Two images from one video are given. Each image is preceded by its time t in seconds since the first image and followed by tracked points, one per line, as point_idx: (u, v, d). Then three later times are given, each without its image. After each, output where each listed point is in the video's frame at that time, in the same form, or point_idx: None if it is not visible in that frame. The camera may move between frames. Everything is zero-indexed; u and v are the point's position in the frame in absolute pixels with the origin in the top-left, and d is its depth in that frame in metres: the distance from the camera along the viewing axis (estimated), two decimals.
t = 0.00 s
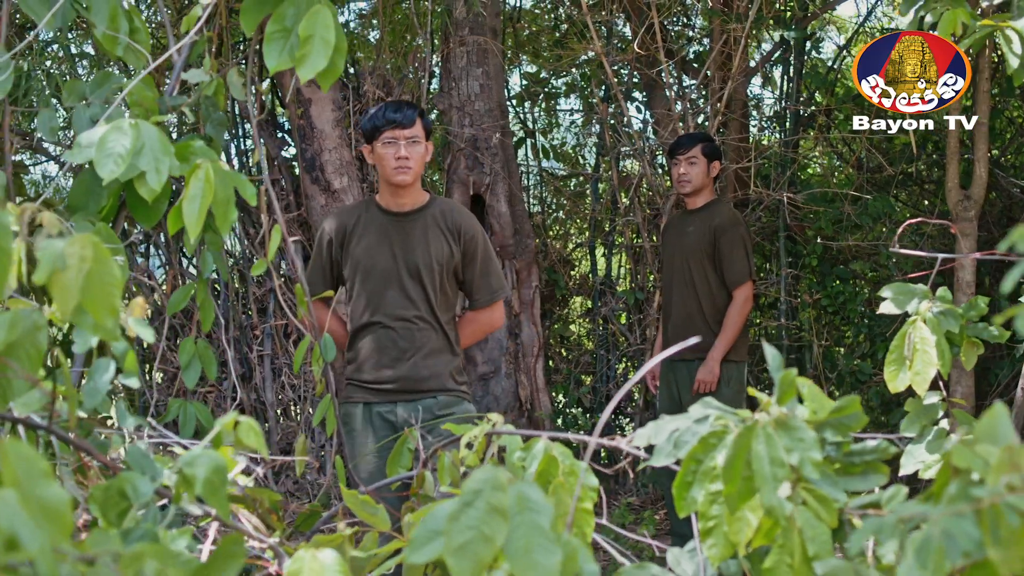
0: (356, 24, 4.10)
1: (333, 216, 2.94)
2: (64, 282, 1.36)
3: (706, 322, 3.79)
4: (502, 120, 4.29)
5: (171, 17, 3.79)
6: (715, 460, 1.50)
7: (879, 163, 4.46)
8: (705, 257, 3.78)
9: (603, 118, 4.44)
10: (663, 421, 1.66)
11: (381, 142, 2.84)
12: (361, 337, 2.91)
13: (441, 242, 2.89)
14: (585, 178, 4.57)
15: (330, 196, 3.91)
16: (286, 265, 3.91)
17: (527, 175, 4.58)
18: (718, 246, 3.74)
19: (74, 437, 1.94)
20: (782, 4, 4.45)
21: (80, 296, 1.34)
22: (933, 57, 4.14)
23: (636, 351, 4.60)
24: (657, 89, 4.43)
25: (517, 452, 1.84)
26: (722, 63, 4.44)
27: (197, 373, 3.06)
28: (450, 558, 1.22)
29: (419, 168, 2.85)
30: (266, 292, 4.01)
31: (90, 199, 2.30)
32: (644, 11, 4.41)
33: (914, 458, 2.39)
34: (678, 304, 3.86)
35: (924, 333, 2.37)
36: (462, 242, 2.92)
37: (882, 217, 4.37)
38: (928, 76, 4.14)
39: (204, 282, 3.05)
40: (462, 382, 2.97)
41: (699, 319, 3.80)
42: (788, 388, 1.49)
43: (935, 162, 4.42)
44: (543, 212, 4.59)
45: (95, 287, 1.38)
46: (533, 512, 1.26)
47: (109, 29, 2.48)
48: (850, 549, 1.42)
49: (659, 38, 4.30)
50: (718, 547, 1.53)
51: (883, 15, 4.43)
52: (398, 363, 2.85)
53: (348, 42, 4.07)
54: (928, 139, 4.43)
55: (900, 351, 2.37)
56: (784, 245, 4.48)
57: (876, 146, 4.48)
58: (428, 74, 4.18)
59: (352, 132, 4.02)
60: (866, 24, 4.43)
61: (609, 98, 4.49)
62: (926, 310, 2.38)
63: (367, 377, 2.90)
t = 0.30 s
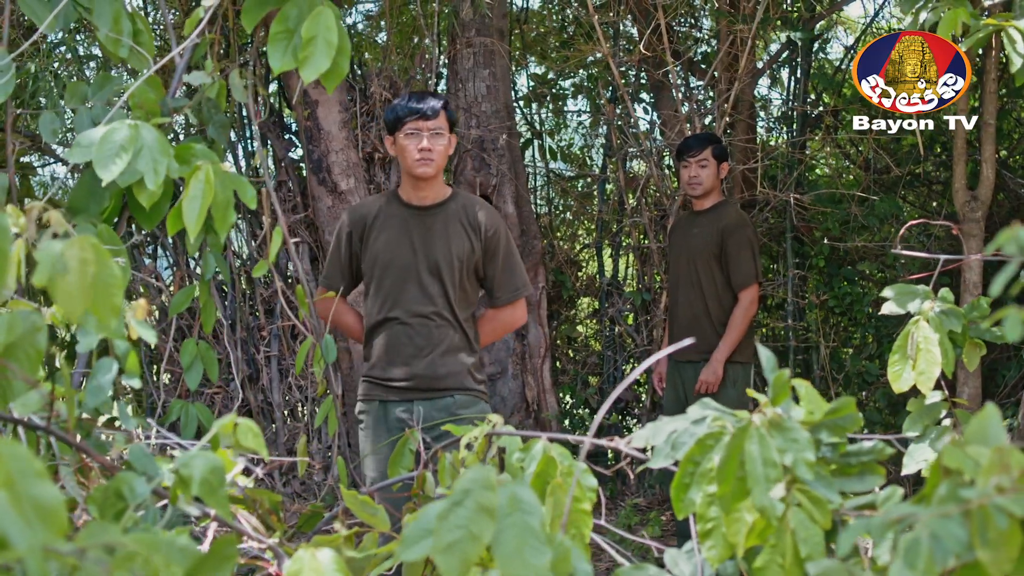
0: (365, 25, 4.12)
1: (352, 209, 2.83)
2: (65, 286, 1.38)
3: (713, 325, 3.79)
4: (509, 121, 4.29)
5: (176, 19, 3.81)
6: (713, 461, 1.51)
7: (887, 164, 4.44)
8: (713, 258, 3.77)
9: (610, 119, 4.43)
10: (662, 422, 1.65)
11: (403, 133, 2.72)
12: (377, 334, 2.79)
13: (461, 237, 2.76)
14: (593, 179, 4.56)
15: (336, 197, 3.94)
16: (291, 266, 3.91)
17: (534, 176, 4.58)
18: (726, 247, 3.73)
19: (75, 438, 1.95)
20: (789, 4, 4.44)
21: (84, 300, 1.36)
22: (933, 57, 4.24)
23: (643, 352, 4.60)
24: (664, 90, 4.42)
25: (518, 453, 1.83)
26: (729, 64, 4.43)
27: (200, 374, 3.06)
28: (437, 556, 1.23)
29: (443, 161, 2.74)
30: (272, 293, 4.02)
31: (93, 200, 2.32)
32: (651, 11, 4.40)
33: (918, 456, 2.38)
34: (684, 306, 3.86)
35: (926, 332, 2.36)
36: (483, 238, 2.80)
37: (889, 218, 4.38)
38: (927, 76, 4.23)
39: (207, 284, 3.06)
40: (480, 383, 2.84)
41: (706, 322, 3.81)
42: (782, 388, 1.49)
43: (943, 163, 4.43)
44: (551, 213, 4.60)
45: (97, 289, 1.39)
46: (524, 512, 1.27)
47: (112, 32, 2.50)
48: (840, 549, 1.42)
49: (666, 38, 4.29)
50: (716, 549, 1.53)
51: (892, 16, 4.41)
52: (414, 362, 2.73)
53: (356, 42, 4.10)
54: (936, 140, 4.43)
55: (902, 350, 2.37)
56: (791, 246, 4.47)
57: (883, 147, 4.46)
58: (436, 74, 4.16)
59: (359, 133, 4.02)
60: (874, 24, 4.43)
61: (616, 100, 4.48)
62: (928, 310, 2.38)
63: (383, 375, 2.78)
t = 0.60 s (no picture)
0: (369, 27, 4.08)
1: (370, 205, 2.81)
2: (66, 289, 1.38)
3: (718, 328, 3.80)
4: (513, 123, 4.29)
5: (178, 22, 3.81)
6: (707, 462, 1.51)
7: (891, 165, 4.44)
8: (719, 260, 3.76)
9: (614, 121, 4.42)
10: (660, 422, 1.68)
11: (421, 130, 2.70)
12: (391, 332, 2.78)
13: (479, 237, 2.74)
14: (597, 181, 4.57)
15: (341, 199, 3.96)
16: (294, 267, 3.92)
17: (539, 178, 4.58)
18: (732, 249, 3.72)
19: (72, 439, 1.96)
20: (794, 6, 4.43)
21: (87, 302, 1.37)
22: (933, 57, 4.24)
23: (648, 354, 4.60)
24: (669, 92, 4.41)
25: (516, 454, 1.84)
26: (734, 66, 4.43)
27: (199, 375, 3.06)
28: (431, 556, 1.23)
29: (460, 158, 2.71)
30: (276, 295, 4.03)
31: (93, 202, 2.33)
32: (655, 13, 4.39)
33: (915, 458, 2.35)
34: (689, 309, 3.86)
35: (925, 334, 2.34)
36: (502, 238, 2.76)
37: (893, 219, 4.35)
38: (927, 76, 4.23)
39: (207, 286, 3.07)
40: (494, 387, 2.81)
41: (711, 324, 3.81)
42: (778, 390, 1.49)
43: (949, 165, 4.41)
44: (555, 216, 4.60)
45: (96, 290, 1.39)
46: (516, 511, 1.27)
47: (112, 35, 2.50)
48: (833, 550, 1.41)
49: (670, 40, 4.30)
50: (713, 550, 1.52)
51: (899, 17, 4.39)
52: (427, 362, 2.71)
53: (362, 44, 4.07)
54: (942, 141, 4.40)
55: (901, 351, 2.36)
56: (796, 248, 4.47)
57: (889, 148, 4.46)
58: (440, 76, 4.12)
59: (363, 135, 4.01)
60: (878, 26, 4.41)
61: (621, 101, 4.45)
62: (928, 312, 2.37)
63: (395, 374, 2.77)
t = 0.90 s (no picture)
0: (374, 28, 4.09)
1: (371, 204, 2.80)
2: (55, 290, 1.39)
3: (723, 331, 3.79)
4: (515, 125, 4.30)
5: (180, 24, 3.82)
6: (702, 465, 1.51)
7: (894, 167, 4.43)
8: (724, 263, 3.76)
9: (617, 123, 4.41)
10: (654, 424, 1.67)
11: (424, 130, 2.70)
12: (392, 332, 2.78)
13: (481, 239, 2.74)
14: (601, 183, 4.57)
15: (344, 201, 3.94)
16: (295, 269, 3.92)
17: (542, 180, 4.59)
18: (738, 252, 3.72)
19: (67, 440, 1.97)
20: (797, 7, 4.42)
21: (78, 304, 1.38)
22: (933, 57, 4.25)
23: (651, 355, 4.59)
24: (672, 94, 4.41)
25: (511, 454, 1.81)
26: (737, 68, 4.41)
27: (197, 377, 3.08)
28: (426, 560, 1.22)
29: (462, 160, 2.70)
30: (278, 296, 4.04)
31: (92, 205, 2.36)
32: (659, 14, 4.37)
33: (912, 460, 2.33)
34: (695, 313, 3.86)
35: (922, 337, 2.33)
36: (504, 240, 2.77)
37: (896, 221, 4.34)
38: (927, 76, 4.25)
39: (204, 288, 3.07)
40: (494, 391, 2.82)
41: (717, 327, 3.81)
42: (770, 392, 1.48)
43: (951, 166, 4.42)
44: (559, 218, 4.60)
45: (91, 292, 1.40)
46: (510, 514, 1.28)
47: (111, 37, 2.52)
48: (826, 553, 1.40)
49: (673, 42, 4.29)
50: (705, 552, 1.52)
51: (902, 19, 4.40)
52: (429, 365, 2.71)
53: (365, 47, 4.09)
54: (945, 143, 4.39)
55: (897, 354, 2.35)
56: (798, 249, 4.47)
57: (891, 149, 4.46)
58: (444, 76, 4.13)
59: (366, 137, 4.00)
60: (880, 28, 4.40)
61: (624, 103, 4.44)
62: (925, 314, 2.35)
63: (395, 377, 2.76)
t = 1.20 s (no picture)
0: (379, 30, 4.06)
1: (357, 204, 2.80)
2: (58, 292, 1.39)
3: (731, 331, 3.77)
4: (520, 126, 4.31)
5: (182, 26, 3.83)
6: (700, 465, 1.51)
7: (898, 168, 4.45)
8: (733, 264, 3.74)
9: (622, 124, 4.41)
10: (652, 425, 1.67)
11: (411, 131, 2.70)
12: (381, 334, 2.78)
13: (470, 238, 2.75)
14: (606, 184, 4.57)
15: (347, 202, 3.94)
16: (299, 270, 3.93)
17: (547, 181, 4.58)
18: (746, 253, 3.70)
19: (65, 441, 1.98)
20: (802, 7, 4.38)
21: (79, 306, 1.38)
22: (933, 57, 4.26)
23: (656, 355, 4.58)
24: (677, 95, 4.40)
25: (510, 457, 1.81)
26: (742, 68, 4.39)
27: (198, 378, 3.09)
28: (421, 563, 1.21)
29: (450, 162, 2.70)
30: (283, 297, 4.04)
31: (93, 206, 2.37)
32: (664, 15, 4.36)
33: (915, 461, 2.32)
34: (703, 314, 3.84)
35: (921, 335, 2.31)
36: (493, 239, 2.78)
37: (901, 221, 4.35)
38: (927, 76, 4.26)
39: (204, 289, 3.08)
40: (485, 391, 2.83)
41: (724, 328, 3.79)
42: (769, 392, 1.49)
43: (955, 166, 4.44)
44: (563, 219, 4.60)
45: (91, 294, 1.40)
46: (505, 518, 1.28)
47: (113, 40, 2.53)
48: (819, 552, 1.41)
49: (677, 43, 4.28)
50: (703, 552, 1.53)
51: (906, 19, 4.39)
52: (420, 368, 2.72)
53: (370, 47, 4.05)
54: (949, 145, 4.42)
55: (897, 353, 2.34)
56: (803, 250, 4.46)
57: (895, 150, 4.47)
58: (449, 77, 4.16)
59: (371, 138, 3.99)
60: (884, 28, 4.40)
61: (629, 104, 4.45)
62: (926, 313, 2.32)
63: (385, 379, 2.77)
